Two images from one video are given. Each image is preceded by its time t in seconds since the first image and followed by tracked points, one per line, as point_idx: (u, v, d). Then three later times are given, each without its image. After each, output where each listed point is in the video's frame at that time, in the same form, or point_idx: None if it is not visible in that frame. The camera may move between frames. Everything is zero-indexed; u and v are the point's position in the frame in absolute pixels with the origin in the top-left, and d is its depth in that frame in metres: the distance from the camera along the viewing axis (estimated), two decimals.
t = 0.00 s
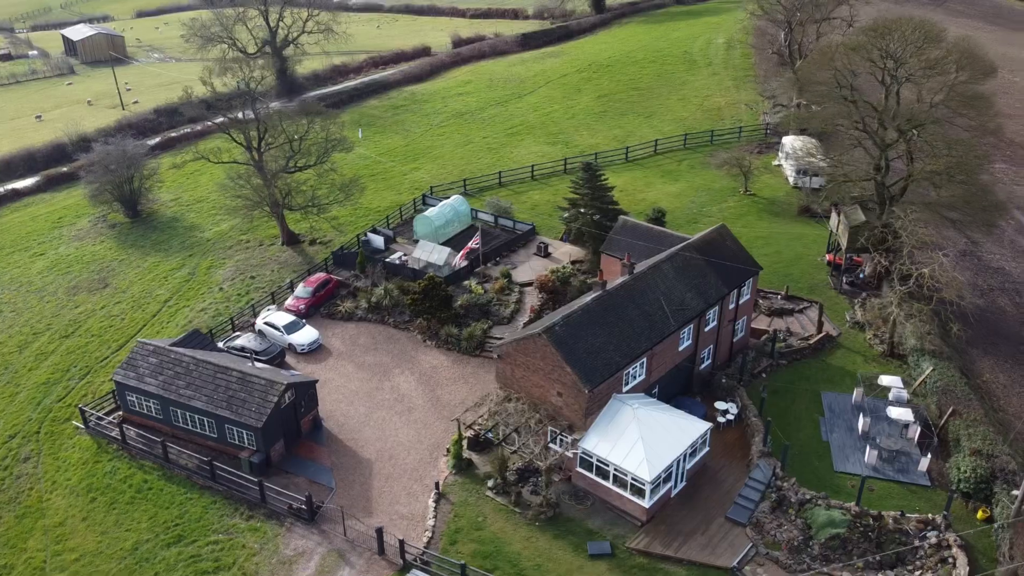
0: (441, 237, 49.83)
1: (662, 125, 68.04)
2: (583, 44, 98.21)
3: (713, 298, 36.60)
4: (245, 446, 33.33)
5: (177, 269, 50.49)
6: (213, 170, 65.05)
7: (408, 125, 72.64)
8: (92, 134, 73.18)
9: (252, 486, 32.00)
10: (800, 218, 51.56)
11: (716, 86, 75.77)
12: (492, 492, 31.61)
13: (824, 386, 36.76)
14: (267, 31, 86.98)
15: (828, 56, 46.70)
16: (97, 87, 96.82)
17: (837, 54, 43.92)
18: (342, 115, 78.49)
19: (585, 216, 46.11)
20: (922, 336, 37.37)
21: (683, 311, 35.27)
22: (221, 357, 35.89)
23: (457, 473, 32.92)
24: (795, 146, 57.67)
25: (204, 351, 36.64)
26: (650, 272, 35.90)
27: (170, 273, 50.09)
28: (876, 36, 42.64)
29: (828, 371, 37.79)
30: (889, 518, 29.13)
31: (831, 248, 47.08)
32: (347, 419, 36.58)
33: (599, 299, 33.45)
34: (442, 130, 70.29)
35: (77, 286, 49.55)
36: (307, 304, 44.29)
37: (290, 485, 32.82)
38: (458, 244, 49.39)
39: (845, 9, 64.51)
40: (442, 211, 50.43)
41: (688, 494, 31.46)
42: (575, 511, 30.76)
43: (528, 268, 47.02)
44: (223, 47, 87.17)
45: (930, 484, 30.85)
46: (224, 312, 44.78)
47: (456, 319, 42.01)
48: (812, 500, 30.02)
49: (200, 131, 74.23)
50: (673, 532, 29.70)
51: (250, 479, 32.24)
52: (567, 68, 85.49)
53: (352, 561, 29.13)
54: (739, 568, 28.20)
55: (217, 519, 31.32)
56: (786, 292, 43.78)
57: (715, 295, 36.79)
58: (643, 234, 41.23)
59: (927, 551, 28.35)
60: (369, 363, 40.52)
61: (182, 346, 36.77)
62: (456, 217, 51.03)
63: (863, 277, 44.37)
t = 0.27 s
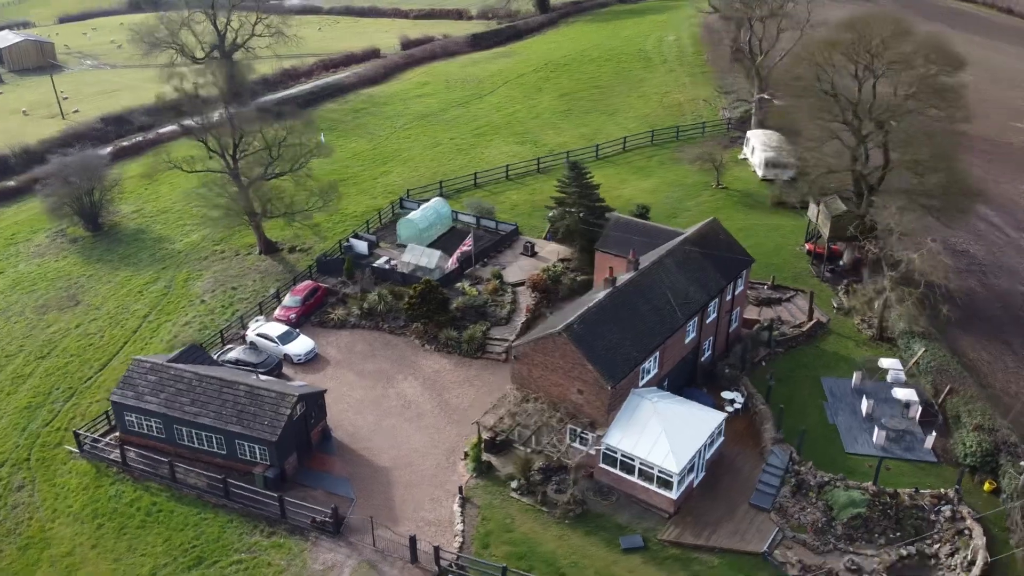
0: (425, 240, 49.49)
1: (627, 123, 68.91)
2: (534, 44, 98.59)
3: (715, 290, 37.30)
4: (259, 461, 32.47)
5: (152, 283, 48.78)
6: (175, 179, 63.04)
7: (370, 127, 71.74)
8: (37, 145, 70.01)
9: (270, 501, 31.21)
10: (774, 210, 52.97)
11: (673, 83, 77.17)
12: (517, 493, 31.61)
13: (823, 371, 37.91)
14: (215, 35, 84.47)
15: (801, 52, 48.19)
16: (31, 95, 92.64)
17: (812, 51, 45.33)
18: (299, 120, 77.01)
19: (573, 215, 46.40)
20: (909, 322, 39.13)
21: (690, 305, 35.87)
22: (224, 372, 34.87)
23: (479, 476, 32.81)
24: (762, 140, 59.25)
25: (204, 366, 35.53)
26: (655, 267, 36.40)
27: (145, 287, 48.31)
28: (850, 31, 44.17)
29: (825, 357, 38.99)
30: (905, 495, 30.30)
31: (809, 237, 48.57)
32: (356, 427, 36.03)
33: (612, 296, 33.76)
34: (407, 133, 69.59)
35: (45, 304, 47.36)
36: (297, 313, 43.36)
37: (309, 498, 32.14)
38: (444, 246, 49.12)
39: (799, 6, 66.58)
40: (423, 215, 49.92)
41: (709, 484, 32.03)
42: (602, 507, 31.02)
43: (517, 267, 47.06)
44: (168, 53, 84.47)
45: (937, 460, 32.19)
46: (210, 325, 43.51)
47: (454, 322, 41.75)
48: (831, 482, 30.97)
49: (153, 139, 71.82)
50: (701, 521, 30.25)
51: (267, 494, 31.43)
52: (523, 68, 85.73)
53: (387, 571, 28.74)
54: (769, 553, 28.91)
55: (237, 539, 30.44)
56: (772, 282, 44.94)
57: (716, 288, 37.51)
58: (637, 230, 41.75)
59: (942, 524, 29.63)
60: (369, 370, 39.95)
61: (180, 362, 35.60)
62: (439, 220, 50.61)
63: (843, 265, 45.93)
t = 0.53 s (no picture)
0: (410, 245, 49.41)
1: (592, 122, 69.65)
2: (485, 45, 98.60)
3: (714, 283, 38.07)
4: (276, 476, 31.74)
5: (128, 298, 47.04)
6: (135, 191, 60.91)
7: (332, 132, 70.66)
8: None
9: (292, 517, 30.54)
10: (747, 203, 54.36)
11: (631, 81, 78.33)
12: (542, 494, 31.71)
13: (819, 358, 39.09)
14: (161, 40, 81.74)
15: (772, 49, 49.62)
16: None
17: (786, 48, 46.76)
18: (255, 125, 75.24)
19: (561, 214, 46.72)
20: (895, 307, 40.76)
21: (694, 298, 36.53)
22: (231, 387, 33.94)
23: (500, 478, 32.76)
24: (728, 136, 60.78)
25: (207, 382, 34.54)
26: (658, 263, 36.96)
27: (121, 304, 46.56)
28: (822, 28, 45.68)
29: (818, 343, 40.24)
30: (916, 473, 31.53)
31: (786, 229, 50.02)
32: (368, 436, 35.54)
33: (622, 293, 34.16)
34: (372, 136, 68.73)
35: (14, 326, 45.18)
36: (289, 322, 42.54)
37: (330, 510, 31.55)
38: (430, 250, 48.83)
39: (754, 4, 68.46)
40: (405, 218, 49.68)
41: (727, 473, 32.72)
42: (628, 502, 31.37)
43: (506, 268, 47.11)
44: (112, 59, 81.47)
45: (938, 438, 33.54)
46: (198, 340, 42.25)
47: (452, 326, 41.55)
48: (845, 465, 32.01)
49: (105, 150, 69.23)
50: (725, 510, 30.90)
51: (289, 509, 30.74)
52: (480, 69, 85.71)
53: None
54: (795, 537, 29.71)
55: (262, 556, 29.69)
56: (757, 273, 46.14)
57: (715, 281, 38.29)
58: (630, 227, 42.30)
59: (953, 498, 30.93)
60: (371, 377, 39.45)
61: (182, 378, 34.52)
62: (421, 223, 50.51)
63: (822, 254, 47.47)
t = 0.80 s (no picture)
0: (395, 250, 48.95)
1: (557, 122, 70.20)
2: (437, 46, 98.15)
3: (712, 278, 38.95)
4: (296, 491, 31.14)
5: (104, 316, 45.28)
6: (94, 204, 58.59)
7: (294, 136, 69.33)
8: None
9: (318, 532, 30.03)
10: (720, 198, 55.68)
11: (590, 80, 79.21)
12: (566, 494, 31.96)
13: (812, 346, 40.37)
14: (105, 46, 78.76)
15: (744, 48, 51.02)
16: None
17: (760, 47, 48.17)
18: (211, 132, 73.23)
19: (548, 214, 47.03)
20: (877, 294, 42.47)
21: (695, 294, 37.30)
22: (240, 403, 33.14)
23: (522, 480, 32.90)
24: (694, 132, 62.19)
25: (214, 399, 33.61)
26: (659, 260, 37.60)
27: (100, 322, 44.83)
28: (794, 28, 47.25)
29: (808, 332, 41.56)
30: (920, 452, 32.93)
31: (762, 221, 51.47)
32: (381, 446, 35.18)
33: (632, 291, 34.68)
34: (337, 141, 67.74)
35: None
36: (282, 333, 41.78)
37: (354, 523, 31.10)
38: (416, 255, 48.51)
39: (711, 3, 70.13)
40: (388, 223, 49.19)
41: (742, 463, 33.56)
42: (652, 496, 31.89)
43: (495, 270, 47.13)
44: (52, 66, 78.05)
45: (935, 418, 35.04)
46: (188, 356, 41.02)
47: (451, 330, 41.39)
48: (854, 449, 33.23)
49: (55, 161, 66.34)
50: (746, 499, 31.71)
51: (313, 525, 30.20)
52: (436, 71, 85.32)
53: None
54: (816, 521, 30.70)
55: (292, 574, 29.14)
56: (740, 266, 47.34)
57: (712, 276, 39.17)
58: (622, 225, 42.88)
59: (956, 475, 32.37)
60: (374, 386, 39.03)
61: (187, 397, 33.52)
62: (404, 228, 50.08)
63: (800, 244, 48.91)
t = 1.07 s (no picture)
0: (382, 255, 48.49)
1: (523, 122, 70.45)
2: (387, 48, 97.15)
3: (708, 274, 39.81)
4: (321, 507, 30.65)
5: (83, 336, 43.47)
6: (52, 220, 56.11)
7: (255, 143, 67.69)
8: None
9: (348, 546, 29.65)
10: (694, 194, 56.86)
11: (549, 80, 79.74)
12: (589, 493, 32.32)
13: (803, 336, 41.66)
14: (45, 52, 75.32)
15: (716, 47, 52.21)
16: None
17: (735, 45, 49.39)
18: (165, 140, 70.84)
19: (535, 216, 47.27)
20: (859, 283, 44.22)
21: (696, 290, 38.07)
22: (253, 420, 32.38)
23: (543, 482, 33.06)
24: (661, 129, 63.37)
25: (224, 417, 32.73)
26: (659, 258, 38.21)
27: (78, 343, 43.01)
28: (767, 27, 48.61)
29: (797, 322, 42.90)
30: (921, 434, 34.39)
31: (738, 216, 52.80)
32: (397, 456, 34.89)
33: (640, 289, 35.23)
34: (301, 147, 66.46)
35: None
36: (277, 346, 40.98)
37: (381, 535, 30.79)
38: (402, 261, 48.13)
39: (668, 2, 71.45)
40: (372, 229, 48.60)
41: (754, 453, 34.47)
42: (673, 491, 32.49)
43: (484, 273, 47.14)
44: None
45: (926, 400, 36.68)
46: (181, 374, 39.76)
47: (450, 336, 41.24)
48: (858, 434, 34.51)
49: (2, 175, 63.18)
50: (763, 488, 32.60)
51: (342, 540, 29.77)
52: (392, 73, 84.50)
53: None
54: (832, 505, 31.79)
55: None
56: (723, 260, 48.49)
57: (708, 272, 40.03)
58: (614, 225, 43.40)
59: (955, 453, 34.00)
60: (378, 395, 38.64)
61: (195, 416, 32.53)
62: (388, 233, 49.61)
63: (776, 237, 50.30)
